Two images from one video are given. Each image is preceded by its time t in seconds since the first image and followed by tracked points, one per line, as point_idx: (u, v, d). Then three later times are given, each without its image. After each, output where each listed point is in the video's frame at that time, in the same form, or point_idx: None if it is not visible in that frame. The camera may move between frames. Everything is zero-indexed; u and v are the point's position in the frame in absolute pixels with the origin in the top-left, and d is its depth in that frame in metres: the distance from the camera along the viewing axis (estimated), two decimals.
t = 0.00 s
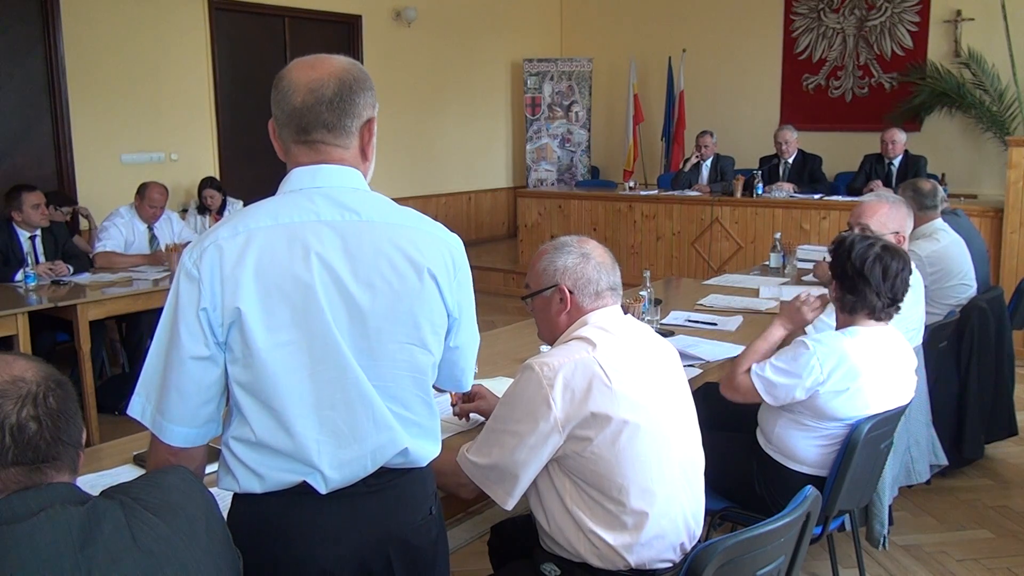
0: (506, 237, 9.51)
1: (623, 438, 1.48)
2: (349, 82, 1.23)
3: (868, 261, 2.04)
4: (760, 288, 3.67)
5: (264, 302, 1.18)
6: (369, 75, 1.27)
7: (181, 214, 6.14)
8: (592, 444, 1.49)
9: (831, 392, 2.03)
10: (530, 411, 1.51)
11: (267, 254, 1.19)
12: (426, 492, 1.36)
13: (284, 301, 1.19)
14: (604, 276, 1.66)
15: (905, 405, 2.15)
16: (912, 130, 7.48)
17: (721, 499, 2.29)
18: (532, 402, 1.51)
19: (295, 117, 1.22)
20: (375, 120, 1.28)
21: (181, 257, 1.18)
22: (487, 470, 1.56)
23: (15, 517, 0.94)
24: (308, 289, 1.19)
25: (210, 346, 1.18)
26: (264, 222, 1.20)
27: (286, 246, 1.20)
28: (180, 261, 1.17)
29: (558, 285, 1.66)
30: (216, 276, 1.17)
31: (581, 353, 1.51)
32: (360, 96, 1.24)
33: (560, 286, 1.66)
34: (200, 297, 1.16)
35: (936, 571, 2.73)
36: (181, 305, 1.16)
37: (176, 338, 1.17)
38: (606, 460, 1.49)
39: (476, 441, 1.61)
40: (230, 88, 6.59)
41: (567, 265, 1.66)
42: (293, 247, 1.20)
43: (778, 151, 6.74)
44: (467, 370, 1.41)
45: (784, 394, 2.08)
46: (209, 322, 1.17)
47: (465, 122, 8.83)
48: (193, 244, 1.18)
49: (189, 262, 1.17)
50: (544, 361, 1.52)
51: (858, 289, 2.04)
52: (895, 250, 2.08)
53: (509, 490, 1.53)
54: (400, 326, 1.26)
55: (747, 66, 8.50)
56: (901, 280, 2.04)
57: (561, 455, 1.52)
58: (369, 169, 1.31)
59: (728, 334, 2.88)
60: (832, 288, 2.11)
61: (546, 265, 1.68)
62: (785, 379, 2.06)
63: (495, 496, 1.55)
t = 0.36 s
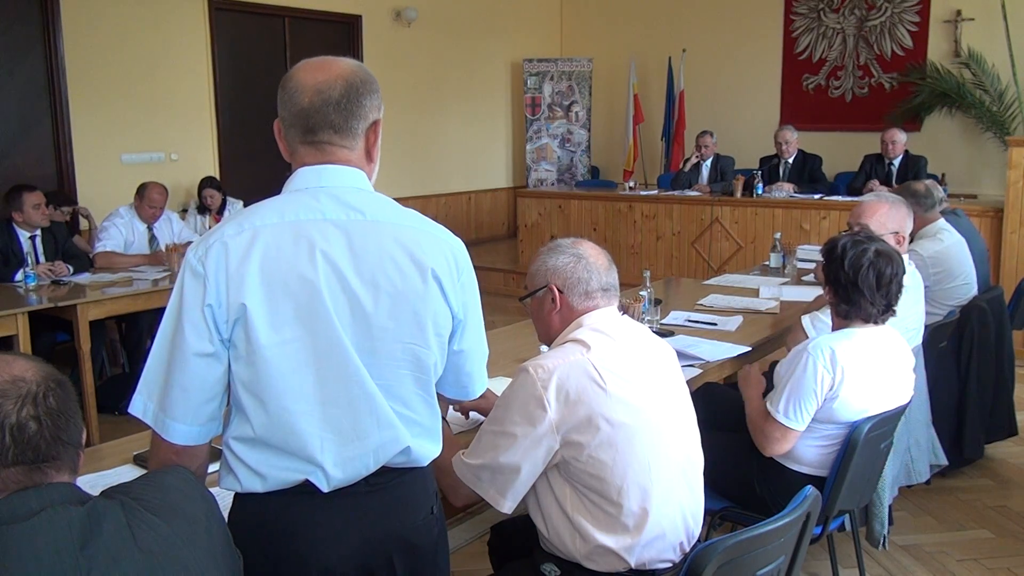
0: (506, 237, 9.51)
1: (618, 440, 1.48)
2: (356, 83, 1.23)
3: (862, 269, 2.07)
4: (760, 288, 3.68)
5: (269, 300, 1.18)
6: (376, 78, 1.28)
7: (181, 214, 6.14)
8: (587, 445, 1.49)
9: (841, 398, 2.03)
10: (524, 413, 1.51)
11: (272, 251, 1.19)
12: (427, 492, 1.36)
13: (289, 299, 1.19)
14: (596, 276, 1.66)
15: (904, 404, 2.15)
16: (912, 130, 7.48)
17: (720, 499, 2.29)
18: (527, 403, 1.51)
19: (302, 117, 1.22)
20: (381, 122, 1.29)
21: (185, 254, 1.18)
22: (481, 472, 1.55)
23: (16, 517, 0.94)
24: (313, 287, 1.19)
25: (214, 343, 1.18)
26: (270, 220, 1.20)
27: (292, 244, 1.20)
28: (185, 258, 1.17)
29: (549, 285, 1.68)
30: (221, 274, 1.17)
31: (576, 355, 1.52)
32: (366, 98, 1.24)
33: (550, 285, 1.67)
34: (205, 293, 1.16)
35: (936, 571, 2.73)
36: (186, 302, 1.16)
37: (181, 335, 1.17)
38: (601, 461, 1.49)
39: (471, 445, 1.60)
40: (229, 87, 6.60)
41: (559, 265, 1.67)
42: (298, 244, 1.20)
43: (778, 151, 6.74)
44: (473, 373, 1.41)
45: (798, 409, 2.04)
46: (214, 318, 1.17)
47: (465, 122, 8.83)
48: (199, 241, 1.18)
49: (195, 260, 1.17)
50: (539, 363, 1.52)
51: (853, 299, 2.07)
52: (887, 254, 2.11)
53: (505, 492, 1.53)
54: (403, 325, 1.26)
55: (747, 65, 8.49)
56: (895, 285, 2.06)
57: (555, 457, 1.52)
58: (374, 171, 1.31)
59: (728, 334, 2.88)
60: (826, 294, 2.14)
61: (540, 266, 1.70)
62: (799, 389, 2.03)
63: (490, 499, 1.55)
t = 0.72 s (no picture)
0: (506, 237, 9.51)
1: (617, 439, 1.48)
2: (357, 81, 1.23)
3: (847, 271, 2.07)
4: (760, 288, 3.68)
5: (275, 303, 1.18)
6: (377, 77, 1.28)
7: (181, 214, 6.14)
8: (585, 444, 1.49)
9: (840, 402, 2.03)
10: (522, 412, 1.51)
11: (278, 254, 1.19)
12: (428, 491, 1.36)
13: (295, 301, 1.19)
14: (591, 276, 1.66)
15: (904, 405, 2.15)
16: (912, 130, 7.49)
17: (720, 499, 2.30)
18: (525, 402, 1.51)
19: (302, 115, 1.22)
20: (382, 121, 1.29)
21: (188, 258, 1.18)
22: (479, 471, 1.55)
23: (16, 517, 0.94)
24: (319, 289, 1.20)
25: (222, 348, 1.18)
26: (274, 223, 1.20)
27: (296, 246, 1.20)
28: (188, 263, 1.17)
29: (544, 286, 1.68)
30: (227, 278, 1.17)
31: (575, 354, 1.52)
32: (368, 96, 1.24)
33: (545, 287, 1.68)
34: (211, 299, 1.16)
35: (936, 571, 2.73)
36: (191, 307, 1.16)
37: (186, 339, 1.16)
38: (600, 460, 1.49)
39: (469, 445, 1.60)
40: (230, 88, 6.60)
41: (554, 266, 1.68)
42: (303, 246, 1.20)
43: (778, 151, 6.74)
44: (476, 376, 1.42)
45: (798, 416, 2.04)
46: (221, 323, 1.17)
47: (465, 122, 8.83)
48: (201, 245, 1.18)
49: (199, 264, 1.16)
50: (538, 362, 1.53)
51: (843, 302, 2.08)
52: (876, 253, 2.10)
53: (503, 491, 1.53)
54: (407, 325, 1.26)
55: (747, 66, 8.50)
56: (885, 284, 2.06)
57: (553, 456, 1.52)
58: (374, 170, 1.31)
59: (728, 335, 2.88)
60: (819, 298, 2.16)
61: (535, 268, 1.71)
62: (802, 395, 2.02)
63: (488, 497, 1.55)
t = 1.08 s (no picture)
0: (506, 237, 9.51)
1: (616, 439, 1.48)
2: (347, 78, 1.23)
3: (839, 271, 2.08)
4: (760, 288, 3.68)
5: (272, 310, 1.18)
6: (367, 74, 1.27)
7: (181, 214, 6.14)
8: (585, 444, 1.49)
9: (835, 403, 2.03)
10: (523, 412, 1.51)
11: (273, 260, 1.18)
12: (429, 491, 1.36)
13: (292, 308, 1.19)
14: (590, 276, 1.66)
15: (903, 405, 2.15)
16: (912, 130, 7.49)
17: (720, 499, 2.30)
18: (526, 402, 1.51)
19: (292, 114, 1.22)
20: (373, 118, 1.28)
21: (183, 267, 1.18)
22: (479, 472, 1.55)
23: (16, 517, 0.94)
24: (315, 295, 1.19)
25: (221, 356, 1.17)
26: (268, 229, 1.20)
27: (292, 252, 1.20)
28: (183, 273, 1.16)
29: (544, 287, 1.68)
30: (222, 287, 1.16)
31: (575, 354, 1.52)
32: (358, 94, 1.24)
33: (545, 287, 1.68)
34: (207, 308, 1.15)
35: (936, 571, 2.73)
36: (188, 317, 1.16)
37: (184, 348, 1.16)
38: (600, 460, 1.49)
39: (469, 445, 1.60)
40: (230, 88, 6.60)
41: (554, 266, 1.68)
42: (298, 253, 1.20)
43: (778, 151, 6.74)
44: (476, 373, 1.43)
45: (788, 415, 2.07)
46: (218, 331, 1.17)
47: (465, 122, 8.83)
48: (196, 253, 1.17)
49: (194, 274, 1.16)
50: (538, 362, 1.53)
51: (835, 304, 2.08)
52: (868, 254, 2.11)
53: (503, 491, 1.53)
54: (405, 328, 1.26)
55: (747, 66, 8.50)
56: (876, 284, 2.06)
57: (554, 455, 1.52)
58: (366, 168, 1.31)
59: (728, 335, 2.88)
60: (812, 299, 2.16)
61: (535, 268, 1.71)
62: (792, 395, 2.04)
63: (488, 498, 1.55)
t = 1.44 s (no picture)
0: (506, 238, 9.51)
1: (616, 439, 1.48)
2: (344, 77, 1.24)
3: (841, 269, 2.09)
4: (760, 288, 3.68)
5: (270, 313, 1.18)
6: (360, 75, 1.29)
7: (181, 215, 6.14)
8: (585, 444, 1.49)
9: (836, 403, 2.03)
10: (523, 412, 1.51)
11: (270, 264, 1.18)
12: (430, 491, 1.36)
13: (290, 312, 1.19)
14: (589, 275, 1.66)
15: (903, 405, 2.15)
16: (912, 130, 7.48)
17: (720, 499, 2.30)
18: (526, 402, 1.51)
19: (296, 107, 1.21)
20: (368, 117, 1.30)
21: (178, 269, 1.17)
22: (479, 472, 1.55)
23: (15, 517, 0.94)
24: (313, 298, 1.19)
25: (218, 360, 1.17)
26: (265, 231, 1.19)
27: (289, 254, 1.19)
28: (178, 275, 1.16)
29: (544, 287, 1.68)
30: (219, 291, 1.16)
31: (575, 354, 1.52)
32: (353, 93, 1.25)
33: (545, 287, 1.68)
34: (204, 313, 1.15)
35: (936, 571, 2.73)
36: (184, 321, 1.15)
37: (181, 352, 1.16)
38: (600, 460, 1.49)
39: (470, 445, 1.60)
40: (230, 88, 6.60)
41: (555, 266, 1.68)
42: (296, 255, 1.19)
43: (778, 151, 6.74)
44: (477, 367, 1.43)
45: (791, 417, 2.08)
46: (216, 335, 1.16)
47: (465, 122, 8.83)
48: (191, 256, 1.16)
49: (190, 277, 1.15)
50: (538, 362, 1.52)
51: (838, 302, 2.08)
52: (869, 252, 2.12)
53: (503, 491, 1.53)
54: (404, 330, 1.26)
55: (747, 65, 8.50)
56: (878, 282, 2.07)
57: (554, 455, 1.52)
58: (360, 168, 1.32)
59: (728, 334, 2.88)
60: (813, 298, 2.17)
61: (534, 269, 1.71)
62: (794, 396, 2.05)
63: (488, 498, 1.55)
